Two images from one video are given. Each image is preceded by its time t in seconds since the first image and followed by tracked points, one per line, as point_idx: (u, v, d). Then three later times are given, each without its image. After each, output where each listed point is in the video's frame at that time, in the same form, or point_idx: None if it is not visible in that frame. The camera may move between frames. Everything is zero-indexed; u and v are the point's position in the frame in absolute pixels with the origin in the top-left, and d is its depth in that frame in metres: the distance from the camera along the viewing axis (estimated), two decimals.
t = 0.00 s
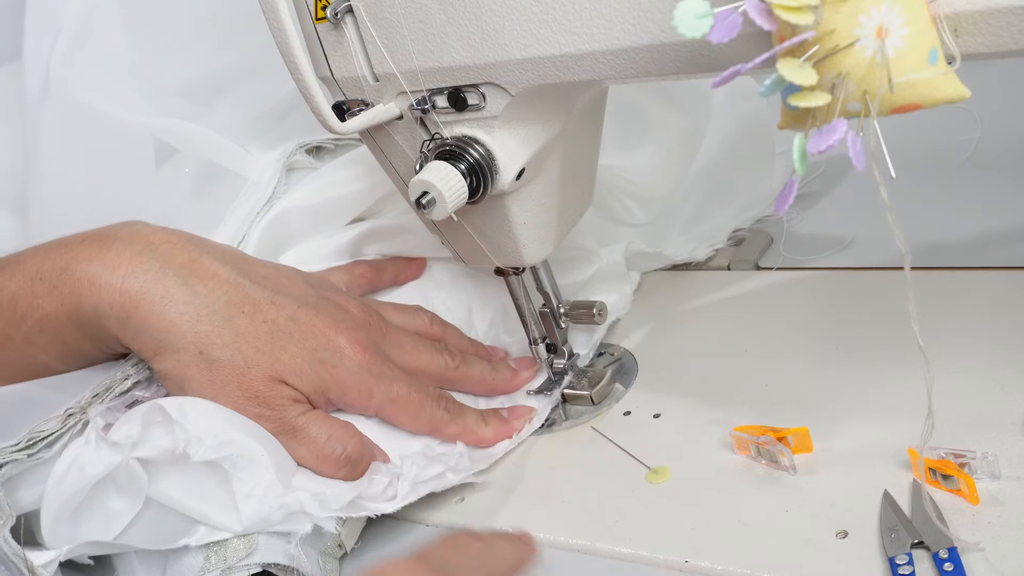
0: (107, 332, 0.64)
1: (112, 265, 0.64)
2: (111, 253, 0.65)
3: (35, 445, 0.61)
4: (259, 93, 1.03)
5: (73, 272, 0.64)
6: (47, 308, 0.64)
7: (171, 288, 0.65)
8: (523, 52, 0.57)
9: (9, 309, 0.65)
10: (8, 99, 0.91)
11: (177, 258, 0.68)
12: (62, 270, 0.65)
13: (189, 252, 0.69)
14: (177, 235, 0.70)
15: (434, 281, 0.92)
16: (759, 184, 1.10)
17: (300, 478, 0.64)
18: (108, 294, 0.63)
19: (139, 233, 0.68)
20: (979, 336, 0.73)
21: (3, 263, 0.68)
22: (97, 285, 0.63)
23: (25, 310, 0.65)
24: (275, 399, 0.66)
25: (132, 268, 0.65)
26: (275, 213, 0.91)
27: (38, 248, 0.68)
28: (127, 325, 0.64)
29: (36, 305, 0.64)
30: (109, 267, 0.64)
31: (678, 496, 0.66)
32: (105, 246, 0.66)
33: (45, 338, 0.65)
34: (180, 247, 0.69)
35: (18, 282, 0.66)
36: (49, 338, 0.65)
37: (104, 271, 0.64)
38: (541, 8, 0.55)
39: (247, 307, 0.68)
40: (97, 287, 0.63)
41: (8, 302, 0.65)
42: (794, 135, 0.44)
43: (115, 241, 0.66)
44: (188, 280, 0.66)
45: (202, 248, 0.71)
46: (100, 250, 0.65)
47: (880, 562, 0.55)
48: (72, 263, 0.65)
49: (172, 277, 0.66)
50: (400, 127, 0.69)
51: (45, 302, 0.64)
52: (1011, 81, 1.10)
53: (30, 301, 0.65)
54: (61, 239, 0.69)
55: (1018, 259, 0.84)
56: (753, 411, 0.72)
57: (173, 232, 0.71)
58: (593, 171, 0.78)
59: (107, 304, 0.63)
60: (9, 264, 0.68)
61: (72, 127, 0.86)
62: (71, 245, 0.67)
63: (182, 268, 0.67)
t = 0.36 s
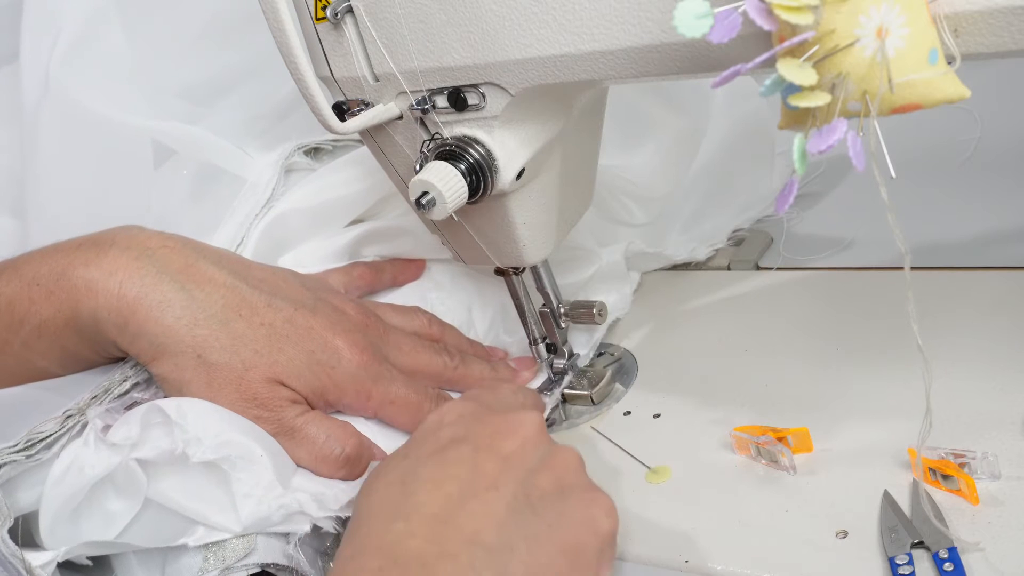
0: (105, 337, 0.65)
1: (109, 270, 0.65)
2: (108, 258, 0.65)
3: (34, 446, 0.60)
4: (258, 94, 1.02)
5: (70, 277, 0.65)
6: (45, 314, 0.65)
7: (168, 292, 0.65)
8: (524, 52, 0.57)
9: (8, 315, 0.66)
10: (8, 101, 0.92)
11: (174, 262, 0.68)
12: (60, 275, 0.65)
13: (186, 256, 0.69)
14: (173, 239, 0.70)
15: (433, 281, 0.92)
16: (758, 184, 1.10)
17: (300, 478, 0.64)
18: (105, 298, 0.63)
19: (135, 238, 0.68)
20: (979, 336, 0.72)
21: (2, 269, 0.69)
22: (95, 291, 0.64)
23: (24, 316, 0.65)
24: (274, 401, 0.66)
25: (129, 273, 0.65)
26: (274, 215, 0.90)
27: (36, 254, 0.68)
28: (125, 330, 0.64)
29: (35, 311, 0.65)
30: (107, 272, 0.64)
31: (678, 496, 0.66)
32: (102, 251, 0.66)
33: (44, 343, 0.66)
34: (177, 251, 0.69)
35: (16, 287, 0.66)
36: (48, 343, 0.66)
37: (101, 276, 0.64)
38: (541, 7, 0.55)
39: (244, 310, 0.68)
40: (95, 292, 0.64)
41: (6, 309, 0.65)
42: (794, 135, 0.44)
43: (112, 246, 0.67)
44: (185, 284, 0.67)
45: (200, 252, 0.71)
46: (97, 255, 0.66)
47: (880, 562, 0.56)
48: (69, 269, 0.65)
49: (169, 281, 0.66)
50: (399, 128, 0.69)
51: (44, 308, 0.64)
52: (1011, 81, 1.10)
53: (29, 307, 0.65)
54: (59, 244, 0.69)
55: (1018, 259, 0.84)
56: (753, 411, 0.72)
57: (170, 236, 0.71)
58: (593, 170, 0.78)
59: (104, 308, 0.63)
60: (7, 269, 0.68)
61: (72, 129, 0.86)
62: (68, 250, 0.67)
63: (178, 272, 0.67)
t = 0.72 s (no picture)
0: (106, 337, 0.65)
1: (109, 270, 0.65)
2: (108, 259, 0.65)
3: (36, 446, 0.60)
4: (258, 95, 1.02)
5: (71, 277, 0.65)
6: (46, 314, 0.65)
7: (169, 292, 0.65)
8: (523, 51, 0.57)
9: (9, 315, 0.66)
10: (9, 103, 0.92)
11: (174, 262, 0.68)
12: (60, 275, 0.65)
13: (187, 257, 0.69)
14: (173, 239, 0.70)
15: (434, 281, 0.92)
16: (758, 184, 1.10)
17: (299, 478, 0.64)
18: (106, 299, 0.63)
19: (136, 238, 0.68)
20: (979, 337, 0.72)
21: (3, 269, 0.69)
22: (95, 291, 0.64)
23: (25, 316, 0.65)
24: (273, 402, 0.66)
25: (129, 273, 0.65)
26: (275, 215, 0.90)
27: (37, 254, 0.68)
28: (126, 331, 0.64)
29: (36, 311, 0.65)
30: (107, 272, 0.64)
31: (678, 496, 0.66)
32: (103, 251, 0.66)
33: (45, 343, 0.66)
34: (178, 251, 0.69)
35: (17, 287, 0.66)
36: (50, 344, 0.66)
37: (101, 276, 0.64)
38: (541, 7, 0.55)
39: (245, 310, 0.68)
40: (95, 292, 0.64)
41: (7, 309, 0.66)
42: (794, 135, 0.44)
43: (112, 246, 0.67)
44: (185, 285, 0.66)
45: (200, 253, 0.71)
46: (97, 255, 0.66)
47: (880, 562, 0.56)
48: (69, 269, 0.65)
49: (169, 282, 0.66)
50: (399, 127, 0.69)
51: (44, 308, 0.65)
52: (1011, 82, 1.09)
53: (30, 307, 0.65)
54: (60, 244, 0.69)
55: (1018, 259, 0.84)
56: (753, 411, 0.72)
57: (171, 236, 0.71)
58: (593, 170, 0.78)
59: (105, 309, 0.63)
60: (8, 269, 0.68)
61: (72, 130, 0.87)
62: (68, 250, 0.67)
63: (179, 272, 0.67)
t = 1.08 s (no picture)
0: (106, 338, 0.65)
1: (108, 271, 0.65)
2: (108, 259, 0.65)
3: (36, 447, 0.60)
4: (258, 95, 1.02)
5: (71, 278, 0.65)
6: (46, 315, 0.65)
7: (168, 293, 0.65)
8: (523, 52, 0.57)
9: (9, 316, 0.66)
10: (10, 104, 0.92)
11: (174, 262, 0.68)
12: (60, 276, 0.65)
13: (186, 257, 0.69)
14: (173, 239, 0.70)
15: (434, 281, 0.92)
16: (758, 184, 1.10)
17: (299, 479, 0.64)
18: (105, 299, 0.63)
19: (135, 239, 0.68)
20: (978, 337, 0.72)
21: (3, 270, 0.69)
22: (95, 292, 0.64)
23: (25, 317, 0.65)
24: (273, 402, 0.66)
25: (129, 273, 0.65)
26: (275, 215, 0.90)
27: (36, 255, 0.68)
28: (126, 331, 0.64)
29: (35, 312, 0.65)
30: (106, 273, 0.64)
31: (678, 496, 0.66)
32: (102, 252, 0.66)
33: (45, 344, 0.66)
34: (178, 252, 0.69)
35: (17, 289, 0.66)
36: (50, 344, 0.66)
37: (101, 277, 0.64)
38: (540, 7, 0.55)
39: (245, 310, 0.68)
40: (95, 293, 0.64)
41: (7, 311, 0.66)
42: (795, 135, 0.44)
43: (112, 246, 0.67)
44: (185, 285, 0.66)
45: (200, 253, 0.71)
46: (97, 255, 0.66)
47: (880, 562, 0.56)
48: (69, 270, 0.65)
49: (170, 282, 0.66)
50: (400, 127, 0.69)
51: (44, 309, 0.64)
52: (1011, 82, 1.09)
53: (30, 309, 0.65)
54: (59, 245, 0.69)
55: (1018, 259, 0.84)
56: (753, 411, 0.72)
57: (170, 236, 0.71)
58: (593, 170, 0.78)
59: (105, 309, 0.63)
60: (8, 271, 0.68)
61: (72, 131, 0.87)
62: (68, 251, 0.67)
63: (178, 273, 0.67)
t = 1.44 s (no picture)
0: (106, 338, 0.65)
1: (108, 271, 0.65)
2: (108, 260, 0.65)
3: (36, 447, 0.60)
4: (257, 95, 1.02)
5: (70, 279, 0.65)
6: (46, 315, 0.65)
7: (168, 293, 0.65)
8: (523, 52, 0.57)
9: (9, 317, 0.66)
10: (10, 104, 0.92)
11: (174, 262, 0.68)
12: (60, 276, 0.65)
13: (186, 257, 0.69)
14: (173, 240, 0.70)
15: (434, 282, 0.92)
16: (758, 184, 1.10)
17: (299, 480, 0.64)
18: (105, 300, 0.63)
19: (135, 239, 0.68)
20: (978, 337, 0.72)
21: (2, 271, 0.69)
22: (95, 292, 0.64)
23: (25, 317, 0.65)
24: (273, 402, 0.66)
25: (129, 274, 0.65)
26: (275, 215, 0.90)
27: (36, 255, 0.68)
28: (126, 331, 0.64)
29: (35, 312, 0.65)
30: (106, 273, 0.64)
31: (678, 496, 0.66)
32: (102, 252, 0.66)
33: (45, 344, 0.66)
34: (177, 252, 0.69)
35: (17, 289, 0.66)
36: (50, 344, 0.66)
37: (101, 277, 0.64)
38: (540, 7, 0.55)
39: (245, 310, 0.68)
40: (95, 293, 0.64)
41: (7, 311, 0.66)
42: (795, 135, 0.44)
43: (112, 246, 0.67)
44: (185, 285, 0.66)
45: (200, 253, 0.71)
46: (97, 256, 0.66)
47: (880, 562, 0.56)
48: (70, 270, 0.65)
49: (170, 282, 0.66)
50: (400, 127, 0.69)
51: (44, 309, 0.64)
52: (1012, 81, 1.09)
53: (30, 309, 0.65)
54: (59, 245, 0.69)
55: (1019, 259, 0.84)
56: (753, 411, 0.72)
57: (170, 236, 0.71)
58: (593, 170, 0.78)
59: (104, 309, 0.63)
60: (8, 271, 0.68)
61: (72, 132, 0.87)
62: (68, 252, 0.67)
63: (178, 273, 0.67)
